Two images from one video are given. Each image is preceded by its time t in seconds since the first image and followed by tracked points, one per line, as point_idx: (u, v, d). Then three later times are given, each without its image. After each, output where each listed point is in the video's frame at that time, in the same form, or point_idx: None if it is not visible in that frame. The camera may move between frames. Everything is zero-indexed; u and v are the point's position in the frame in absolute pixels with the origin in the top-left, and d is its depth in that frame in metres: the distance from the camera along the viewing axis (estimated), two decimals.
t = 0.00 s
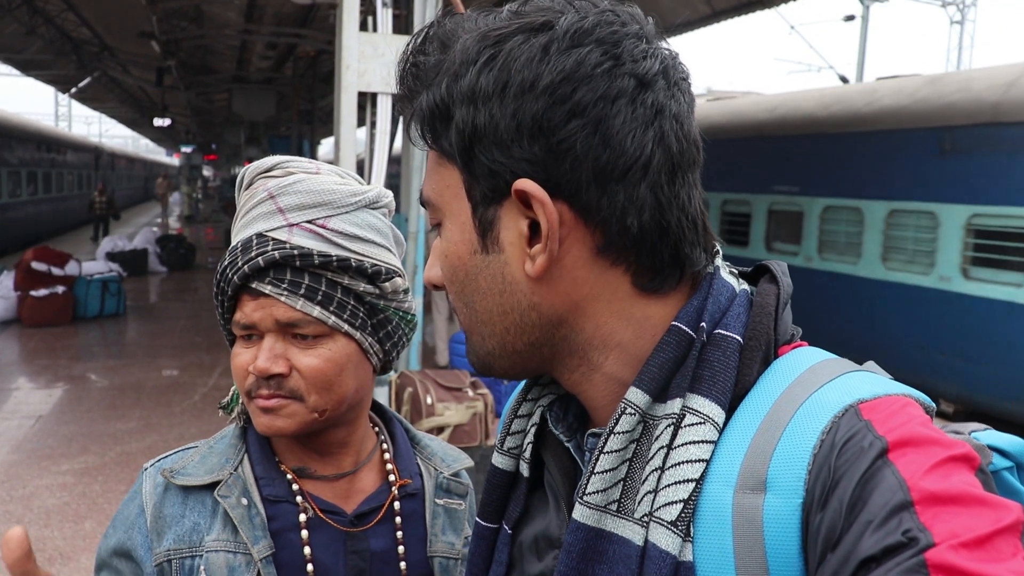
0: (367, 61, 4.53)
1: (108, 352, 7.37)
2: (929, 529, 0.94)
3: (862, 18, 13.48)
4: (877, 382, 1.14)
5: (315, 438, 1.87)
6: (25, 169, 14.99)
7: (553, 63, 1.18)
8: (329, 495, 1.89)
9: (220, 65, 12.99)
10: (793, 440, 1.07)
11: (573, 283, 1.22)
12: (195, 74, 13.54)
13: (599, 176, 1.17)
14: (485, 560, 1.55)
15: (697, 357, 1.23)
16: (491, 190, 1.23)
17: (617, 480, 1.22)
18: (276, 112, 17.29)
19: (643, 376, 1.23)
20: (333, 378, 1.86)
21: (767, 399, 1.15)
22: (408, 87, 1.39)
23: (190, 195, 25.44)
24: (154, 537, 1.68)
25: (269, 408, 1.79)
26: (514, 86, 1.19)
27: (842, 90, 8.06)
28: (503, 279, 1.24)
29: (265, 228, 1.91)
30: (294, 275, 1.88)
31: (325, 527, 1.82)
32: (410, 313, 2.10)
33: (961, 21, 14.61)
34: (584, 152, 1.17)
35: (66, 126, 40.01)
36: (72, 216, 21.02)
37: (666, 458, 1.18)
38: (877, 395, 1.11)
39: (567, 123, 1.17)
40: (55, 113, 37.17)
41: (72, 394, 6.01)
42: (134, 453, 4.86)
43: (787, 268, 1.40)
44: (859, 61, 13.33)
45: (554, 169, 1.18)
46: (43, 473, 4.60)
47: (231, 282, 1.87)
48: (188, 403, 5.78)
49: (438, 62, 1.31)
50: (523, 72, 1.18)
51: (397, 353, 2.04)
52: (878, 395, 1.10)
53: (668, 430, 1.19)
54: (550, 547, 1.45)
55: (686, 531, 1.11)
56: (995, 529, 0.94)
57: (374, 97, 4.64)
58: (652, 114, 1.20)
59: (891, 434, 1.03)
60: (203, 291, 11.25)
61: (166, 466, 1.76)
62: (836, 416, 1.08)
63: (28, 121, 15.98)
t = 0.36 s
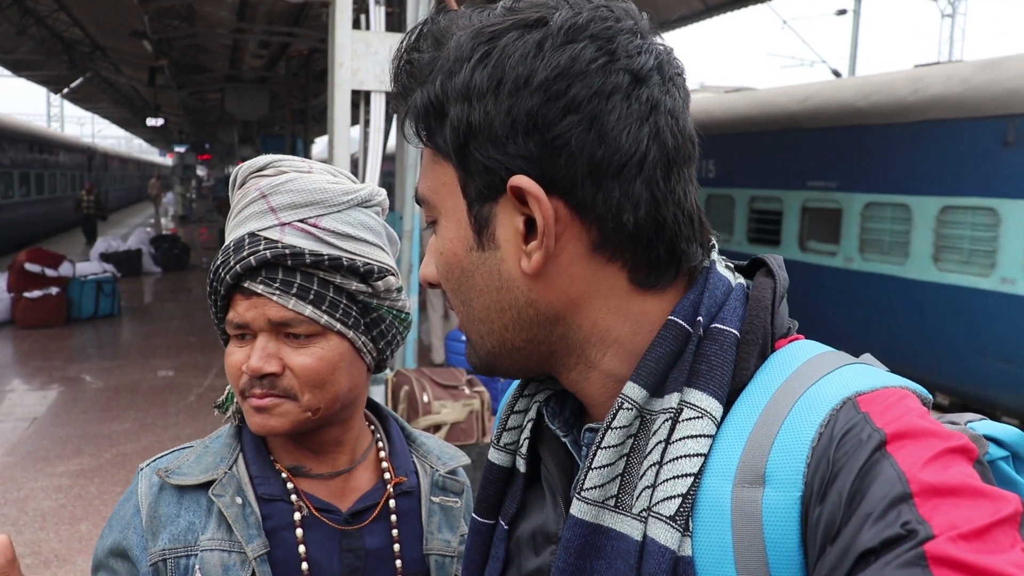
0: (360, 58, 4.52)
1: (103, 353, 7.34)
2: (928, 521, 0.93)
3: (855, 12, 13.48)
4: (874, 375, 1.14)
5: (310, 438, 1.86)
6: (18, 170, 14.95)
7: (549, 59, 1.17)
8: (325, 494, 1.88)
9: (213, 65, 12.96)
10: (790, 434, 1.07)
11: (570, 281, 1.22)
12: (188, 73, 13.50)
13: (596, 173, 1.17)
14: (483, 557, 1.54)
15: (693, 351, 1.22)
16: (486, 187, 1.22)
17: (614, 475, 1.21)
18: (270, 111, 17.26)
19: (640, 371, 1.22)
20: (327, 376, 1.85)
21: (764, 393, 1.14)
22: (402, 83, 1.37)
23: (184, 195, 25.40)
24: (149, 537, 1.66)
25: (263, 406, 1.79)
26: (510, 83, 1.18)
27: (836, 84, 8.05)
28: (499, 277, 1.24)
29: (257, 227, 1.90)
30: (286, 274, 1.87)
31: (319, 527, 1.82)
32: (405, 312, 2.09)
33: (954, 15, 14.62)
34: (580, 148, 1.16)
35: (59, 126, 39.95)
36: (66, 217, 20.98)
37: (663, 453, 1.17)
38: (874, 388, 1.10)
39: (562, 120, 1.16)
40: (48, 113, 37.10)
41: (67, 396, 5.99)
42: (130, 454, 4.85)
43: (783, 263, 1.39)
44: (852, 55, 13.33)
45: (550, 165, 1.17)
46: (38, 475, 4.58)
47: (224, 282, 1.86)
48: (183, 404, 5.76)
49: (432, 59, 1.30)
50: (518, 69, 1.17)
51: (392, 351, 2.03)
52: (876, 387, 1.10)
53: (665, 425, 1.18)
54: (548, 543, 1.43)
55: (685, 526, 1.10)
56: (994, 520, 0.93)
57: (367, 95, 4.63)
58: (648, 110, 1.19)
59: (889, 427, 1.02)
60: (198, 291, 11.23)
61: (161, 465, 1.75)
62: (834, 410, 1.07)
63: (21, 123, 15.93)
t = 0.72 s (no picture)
0: (360, 55, 4.52)
1: (101, 347, 7.35)
2: (924, 522, 0.94)
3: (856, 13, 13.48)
4: (871, 376, 1.14)
5: (308, 432, 1.87)
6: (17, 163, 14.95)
7: (532, 65, 1.17)
8: (322, 489, 1.88)
9: (214, 59, 12.95)
10: (787, 437, 1.07)
11: (561, 285, 1.22)
12: (188, 67, 13.50)
13: (583, 176, 1.17)
14: (476, 556, 1.55)
15: (690, 351, 1.23)
16: (476, 194, 1.23)
17: (610, 474, 1.21)
18: (270, 106, 17.25)
19: (637, 371, 1.23)
20: (328, 368, 1.86)
21: (760, 394, 1.15)
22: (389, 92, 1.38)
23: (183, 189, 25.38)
24: (146, 529, 1.67)
25: (263, 399, 1.79)
26: (494, 91, 1.18)
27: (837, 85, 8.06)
28: (492, 281, 1.24)
29: (258, 221, 1.90)
30: (288, 266, 1.88)
31: (316, 522, 1.82)
32: (404, 308, 2.09)
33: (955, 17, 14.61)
34: (567, 152, 1.16)
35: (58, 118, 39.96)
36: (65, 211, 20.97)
37: (659, 452, 1.17)
38: (870, 389, 1.11)
39: (548, 125, 1.16)
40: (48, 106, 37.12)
41: (65, 389, 5.99)
42: (127, 448, 4.86)
43: (779, 263, 1.39)
44: (853, 55, 13.33)
45: (537, 172, 1.17)
46: (35, 468, 4.58)
47: (225, 275, 1.87)
48: (181, 398, 5.77)
49: (416, 69, 1.30)
50: (502, 77, 1.18)
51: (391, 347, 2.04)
52: (872, 389, 1.10)
53: (661, 424, 1.19)
54: (542, 541, 1.44)
55: (680, 526, 1.10)
56: (990, 522, 0.94)
57: (367, 92, 4.63)
58: (635, 111, 1.19)
59: (886, 427, 1.03)
60: (197, 285, 11.23)
61: (157, 459, 1.76)
62: (830, 410, 1.07)
63: (20, 115, 15.93)
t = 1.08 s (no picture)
0: (359, 70, 4.55)
1: (102, 362, 7.36)
2: (917, 524, 0.94)
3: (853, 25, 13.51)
4: (864, 379, 1.14)
5: (308, 431, 1.88)
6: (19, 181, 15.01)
7: (525, 72, 1.18)
8: (321, 498, 1.89)
9: (214, 76, 13.00)
10: (781, 437, 1.07)
11: (555, 289, 1.23)
12: (188, 84, 13.56)
13: (576, 183, 1.17)
14: (473, 561, 1.54)
15: (684, 356, 1.23)
16: (470, 200, 1.23)
17: (605, 480, 1.22)
18: (270, 122, 17.31)
19: (631, 376, 1.23)
20: (331, 359, 1.86)
21: (754, 397, 1.15)
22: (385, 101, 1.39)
23: (184, 205, 25.45)
24: (146, 533, 1.68)
25: (262, 387, 1.80)
26: (487, 98, 1.19)
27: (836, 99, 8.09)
28: (486, 286, 1.25)
29: (275, 215, 1.91)
30: (298, 255, 1.90)
31: (315, 532, 1.82)
32: (408, 318, 2.10)
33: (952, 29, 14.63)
34: (560, 159, 1.17)
35: (60, 135, 40.10)
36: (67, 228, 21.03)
37: (654, 458, 1.18)
38: (863, 391, 1.11)
39: (541, 132, 1.16)
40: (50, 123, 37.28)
41: (65, 404, 6.00)
42: (127, 463, 4.86)
43: (773, 269, 1.39)
44: (851, 67, 13.36)
45: (531, 178, 1.18)
46: (36, 483, 4.59)
47: (237, 263, 1.89)
48: (181, 413, 5.78)
49: (411, 76, 1.31)
50: (495, 84, 1.18)
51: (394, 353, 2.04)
52: (865, 391, 1.10)
53: (656, 429, 1.19)
54: (538, 547, 1.44)
55: (675, 530, 1.11)
56: (982, 522, 0.94)
57: (366, 106, 4.65)
58: (627, 117, 1.19)
59: (878, 430, 1.03)
60: (197, 301, 11.25)
61: (159, 462, 1.77)
62: (823, 413, 1.08)
63: (22, 133, 16.00)
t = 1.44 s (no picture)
0: (365, 66, 4.54)
1: (104, 356, 7.36)
2: (917, 527, 0.93)
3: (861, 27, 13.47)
4: (866, 383, 1.14)
5: (303, 429, 1.87)
6: (23, 173, 15.01)
7: (538, 65, 1.17)
8: (320, 495, 1.88)
9: (219, 70, 12.99)
10: (782, 439, 1.07)
11: (558, 285, 1.22)
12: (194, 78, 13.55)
13: (585, 180, 1.17)
14: (471, 561, 1.54)
15: (684, 357, 1.22)
16: (477, 193, 1.23)
17: (604, 480, 1.21)
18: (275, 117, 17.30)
19: (631, 376, 1.22)
20: (332, 352, 1.85)
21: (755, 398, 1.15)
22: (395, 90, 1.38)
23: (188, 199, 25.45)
24: (143, 526, 1.67)
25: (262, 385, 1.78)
26: (499, 91, 1.18)
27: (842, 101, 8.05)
28: (489, 280, 1.24)
29: (277, 209, 1.93)
30: (299, 248, 1.90)
31: (311, 529, 1.82)
32: (409, 315, 2.10)
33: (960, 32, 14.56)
34: (570, 155, 1.16)
35: (64, 127, 40.10)
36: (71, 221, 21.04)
37: (654, 458, 1.17)
38: (864, 394, 1.10)
39: (551, 127, 1.16)
40: (55, 116, 37.28)
41: (66, 397, 6.00)
42: (128, 457, 4.86)
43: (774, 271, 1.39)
44: (857, 69, 13.33)
45: (539, 173, 1.17)
46: (36, 476, 4.59)
47: (239, 255, 1.88)
48: (182, 407, 5.77)
49: (422, 66, 1.30)
50: (507, 76, 1.17)
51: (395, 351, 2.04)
52: (866, 394, 1.10)
53: (656, 430, 1.18)
54: (537, 548, 1.43)
55: (674, 531, 1.10)
56: (983, 527, 0.93)
57: (371, 103, 4.64)
58: (638, 116, 1.19)
59: (879, 433, 1.02)
60: (200, 295, 11.25)
61: (158, 455, 1.76)
62: (824, 416, 1.07)
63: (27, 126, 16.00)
